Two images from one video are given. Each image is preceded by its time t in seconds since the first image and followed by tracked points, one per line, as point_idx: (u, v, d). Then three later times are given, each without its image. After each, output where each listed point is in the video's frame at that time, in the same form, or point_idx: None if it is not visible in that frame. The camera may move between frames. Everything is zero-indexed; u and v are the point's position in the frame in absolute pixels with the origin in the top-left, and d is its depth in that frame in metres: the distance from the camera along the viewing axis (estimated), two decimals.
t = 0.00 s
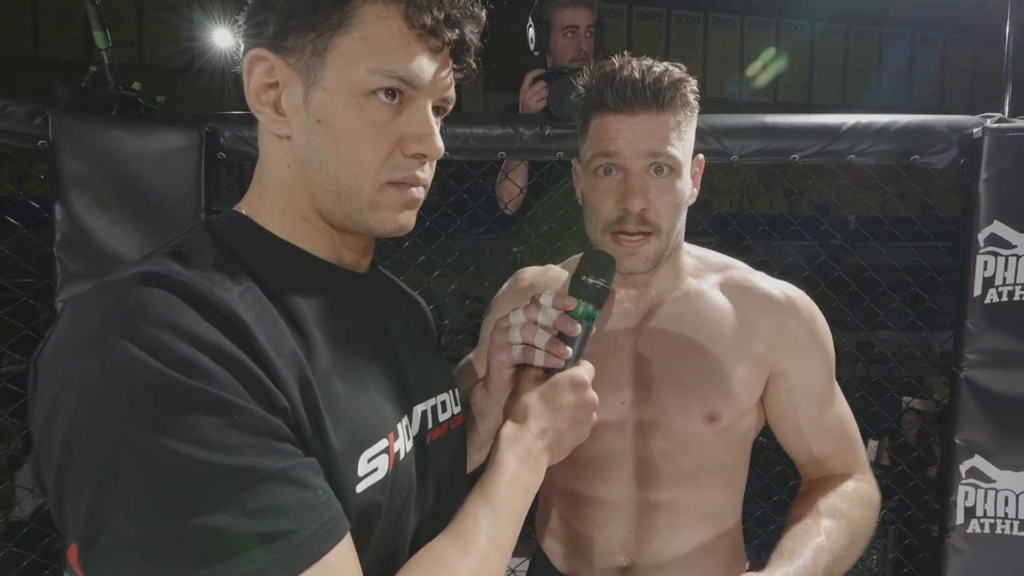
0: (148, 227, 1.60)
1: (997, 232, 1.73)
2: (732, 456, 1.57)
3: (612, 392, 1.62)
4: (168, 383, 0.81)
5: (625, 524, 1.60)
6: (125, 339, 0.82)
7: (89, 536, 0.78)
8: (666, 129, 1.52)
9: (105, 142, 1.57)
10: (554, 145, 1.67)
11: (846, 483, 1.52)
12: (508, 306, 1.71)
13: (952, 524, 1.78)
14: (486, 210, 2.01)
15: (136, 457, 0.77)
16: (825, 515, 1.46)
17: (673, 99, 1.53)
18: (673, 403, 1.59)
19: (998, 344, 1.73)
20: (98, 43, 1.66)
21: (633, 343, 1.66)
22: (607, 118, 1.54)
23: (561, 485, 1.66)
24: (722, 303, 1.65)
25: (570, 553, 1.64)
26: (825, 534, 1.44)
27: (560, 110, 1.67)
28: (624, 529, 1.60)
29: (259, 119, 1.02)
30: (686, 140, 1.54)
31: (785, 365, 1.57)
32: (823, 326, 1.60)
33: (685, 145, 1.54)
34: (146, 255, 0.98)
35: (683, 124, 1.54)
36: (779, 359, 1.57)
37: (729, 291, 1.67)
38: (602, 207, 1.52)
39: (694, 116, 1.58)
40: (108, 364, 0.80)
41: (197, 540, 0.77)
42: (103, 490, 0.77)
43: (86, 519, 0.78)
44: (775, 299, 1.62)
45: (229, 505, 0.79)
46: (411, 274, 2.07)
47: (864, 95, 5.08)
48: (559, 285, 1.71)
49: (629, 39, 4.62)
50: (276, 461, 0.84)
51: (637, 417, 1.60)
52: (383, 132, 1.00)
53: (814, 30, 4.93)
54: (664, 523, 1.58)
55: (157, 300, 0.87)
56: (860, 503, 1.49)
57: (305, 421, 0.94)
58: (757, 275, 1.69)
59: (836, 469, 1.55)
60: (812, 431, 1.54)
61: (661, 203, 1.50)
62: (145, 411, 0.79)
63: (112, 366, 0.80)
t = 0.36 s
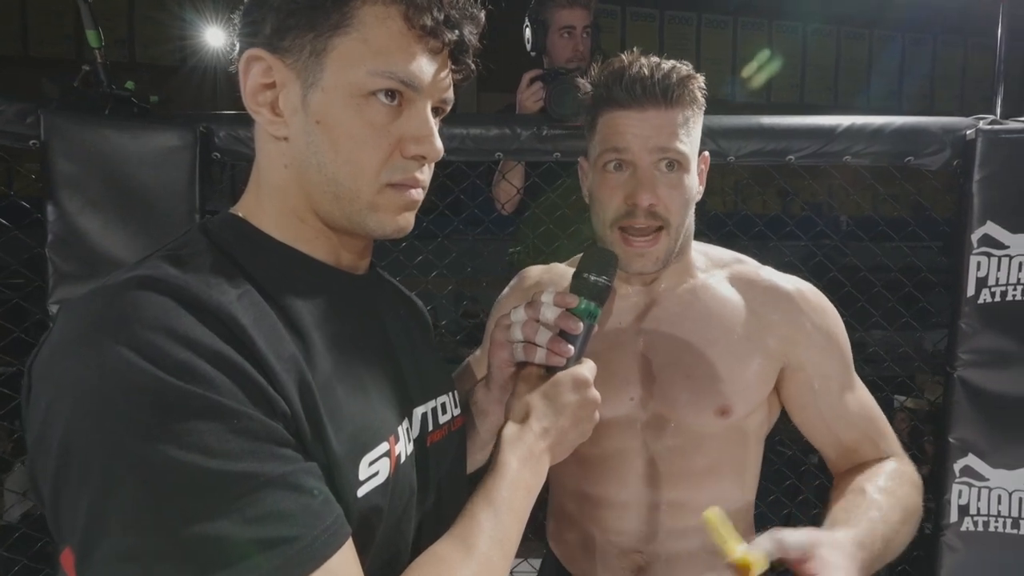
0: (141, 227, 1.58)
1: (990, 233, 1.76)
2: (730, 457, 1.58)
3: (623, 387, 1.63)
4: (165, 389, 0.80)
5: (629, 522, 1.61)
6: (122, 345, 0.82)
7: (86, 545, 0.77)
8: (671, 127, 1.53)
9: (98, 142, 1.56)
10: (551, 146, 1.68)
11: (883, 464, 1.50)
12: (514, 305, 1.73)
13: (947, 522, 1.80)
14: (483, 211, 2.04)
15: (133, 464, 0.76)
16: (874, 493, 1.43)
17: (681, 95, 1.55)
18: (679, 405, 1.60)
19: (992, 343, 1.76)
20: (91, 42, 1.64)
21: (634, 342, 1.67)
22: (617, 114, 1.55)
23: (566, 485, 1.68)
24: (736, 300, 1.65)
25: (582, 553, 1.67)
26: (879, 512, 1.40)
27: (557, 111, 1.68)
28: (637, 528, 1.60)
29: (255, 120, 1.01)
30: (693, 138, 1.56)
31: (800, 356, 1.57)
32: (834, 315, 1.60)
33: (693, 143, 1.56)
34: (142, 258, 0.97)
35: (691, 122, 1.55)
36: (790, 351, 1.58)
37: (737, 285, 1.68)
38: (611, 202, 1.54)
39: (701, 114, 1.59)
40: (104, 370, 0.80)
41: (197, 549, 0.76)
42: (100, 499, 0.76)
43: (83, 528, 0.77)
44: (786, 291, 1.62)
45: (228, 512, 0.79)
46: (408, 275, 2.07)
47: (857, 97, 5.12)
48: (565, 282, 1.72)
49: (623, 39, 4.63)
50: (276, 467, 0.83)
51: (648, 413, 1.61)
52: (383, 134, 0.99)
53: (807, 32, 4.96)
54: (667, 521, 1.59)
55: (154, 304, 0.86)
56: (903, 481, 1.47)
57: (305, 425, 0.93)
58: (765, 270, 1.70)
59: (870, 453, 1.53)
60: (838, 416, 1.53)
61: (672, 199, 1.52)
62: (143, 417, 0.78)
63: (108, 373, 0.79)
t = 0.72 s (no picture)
0: (137, 227, 1.57)
1: (985, 234, 1.77)
2: (726, 459, 1.59)
3: (627, 394, 1.65)
4: (162, 392, 0.79)
5: (628, 522, 1.62)
6: (119, 348, 0.81)
7: (84, 550, 0.76)
8: (670, 130, 1.53)
9: (93, 141, 1.54)
10: (549, 147, 1.68)
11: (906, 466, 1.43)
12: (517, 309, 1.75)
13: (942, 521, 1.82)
14: (482, 211, 2.03)
15: (132, 468, 0.76)
16: (902, 497, 1.33)
17: (674, 100, 1.55)
18: (681, 405, 1.61)
19: (987, 343, 1.77)
20: (85, 40, 1.63)
21: (633, 344, 1.68)
22: (612, 120, 1.55)
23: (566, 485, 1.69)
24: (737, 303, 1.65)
25: (585, 554, 1.68)
26: (909, 511, 1.30)
27: (555, 111, 1.68)
28: (641, 534, 1.62)
29: (254, 120, 1.01)
30: (690, 141, 1.56)
31: (808, 361, 1.57)
32: (837, 315, 1.61)
33: (689, 146, 1.56)
34: (139, 260, 0.96)
35: (688, 125, 1.56)
36: (797, 358, 1.58)
37: (741, 289, 1.68)
38: (606, 213, 1.54)
39: (698, 115, 1.60)
40: (102, 374, 0.79)
41: (195, 552, 0.76)
42: (97, 504, 0.76)
43: (81, 533, 0.76)
44: (791, 294, 1.63)
45: (227, 516, 0.78)
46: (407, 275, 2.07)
47: (852, 98, 5.14)
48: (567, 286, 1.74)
49: (618, 39, 4.65)
50: (274, 470, 0.83)
51: (651, 417, 1.63)
52: (381, 134, 0.99)
53: (801, 33, 5.00)
54: (664, 522, 1.60)
55: (152, 307, 0.86)
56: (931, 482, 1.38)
57: (303, 429, 0.93)
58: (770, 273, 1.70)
59: (889, 456, 1.46)
60: (846, 417, 1.50)
61: (666, 204, 1.52)
62: (141, 421, 0.77)
63: (107, 377, 0.79)
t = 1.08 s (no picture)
0: (133, 227, 1.56)
1: (978, 235, 1.79)
2: (722, 459, 1.59)
3: (625, 399, 1.65)
4: (160, 396, 0.79)
5: (625, 522, 1.63)
6: (116, 351, 0.81)
7: (82, 552, 0.76)
8: (667, 133, 1.54)
9: (89, 141, 1.54)
10: (546, 147, 1.69)
11: (851, 491, 1.57)
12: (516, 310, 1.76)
13: (935, 519, 1.85)
14: (478, 211, 2.04)
15: (129, 471, 0.76)
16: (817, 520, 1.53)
17: (667, 100, 1.55)
18: (679, 407, 1.62)
19: (981, 342, 1.79)
20: (81, 39, 1.62)
21: (630, 346, 1.69)
22: (606, 123, 1.56)
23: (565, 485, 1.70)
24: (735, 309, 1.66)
25: (580, 553, 1.69)
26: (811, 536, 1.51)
27: (552, 111, 1.69)
28: (637, 533, 1.63)
29: (251, 123, 1.01)
30: (688, 143, 1.57)
31: (797, 376, 1.59)
32: (835, 326, 1.63)
33: (686, 148, 1.57)
34: (137, 263, 0.96)
35: (686, 126, 1.57)
36: (791, 366, 1.60)
37: (742, 298, 1.68)
38: (602, 215, 1.55)
39: (695, 118, 1.60)
40: (98, 377, 0.79)
41: (194, 554, 0.76)
42: (96, 506, 0.76)
43: (79, 535, 0.76)
44: (787, 304, 1.64)
45: (224, 518, 0.78)
46: (405, 275, 2.07)
47: (847, 99, 5.17)
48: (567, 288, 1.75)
49: (614, 40, 4.66)
50: (271, 472, 0.82)
51: (648, 420, 1.63)
52: (376, 136, 0.99)
53: (796, 34, 5.03)
54: (661, 521, 1.61)
55: (149, 310, 0.85)
56: (857, 513, 1.55)
57: (300, 431, 0.93)
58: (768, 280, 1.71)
59: (843, 477, 1.59)
60: (823, 437, 1.57)
61: (658, 205, 1.53)
62: (138, 424, 0.77)
63: (104, 380, 0.78)
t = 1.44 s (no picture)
0: (127, 227, 1.56)
1: (970, 234, 1.81)
2: (716, 457, 1.60)
3: (618, 397, 1.66)
4: (155, 395, 0.79)
5: (620, 520, 1.63)
6: (112, 350, 0.80)
7: (77, 550, 0.76)
8: (656, 134, 1.55)
9: (83, 141, 1.53)
10: (542, 147, 1.69)
11: (844, 490, 1.57)
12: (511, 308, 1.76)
13: (928, 517, 1.86)
14: (475, 211, 2.08)
15: (125, 470, 0.75)
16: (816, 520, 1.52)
17: (654, 100, 1.56)
18: (673, 405, 1.62)
19: (973, 341, 1.80)
20: (75, 38, 1.61)
21: (625, 345, 1.70)
22: (595, 124, 1.57)
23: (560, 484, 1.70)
24: (726, 309, 1.67)
25: (572, 551, 1.69)
26: (811, 536, 1.49)
27: (547, 111, 1.69)
28: (626, 530, 1.63)
29: (261, 125, 0.99)
30: (677, 144, 1.58)
31: (786, 374, 1.60)
32: (825, 329, 1.63)
33: (675, 148, 1.58)
34: (131, 261, 0.95)
35: (675, 126, 1.57)
36: (781, 367, 1.61)
37: (732, 298, 1.68)
38: (592, 214, 1.57)
39: (684, 118, 1.61)
40: (94, 376, 0.78)
41: (190, 553, 0.76)
42: (91, 505, 0.75)
43: (74, 534, 0.76)
44: (777, 304, 1.64)
45: (219, 517, 0.78)
46: (401, 274, 2.07)
47: (843, 98, 5.19)
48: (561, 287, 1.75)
49: (610, 40, 4.67)
50: (267, 471, 0.82)
51: (641, 419, 1.64)
52: (394, 142, 1.00)
53: (792, 35, 5.05)
54: (654, 519, 1.61)
55: (145, 309, 0.85)
56: (854, 512, 1.54)
57: (296, 430, 0.93)
58: (758, 279, 1.72)
59: (835, 477, 1.59)
60: (812, 438, 1.59)
61: (649, 205, 1.54)
62: (134, 424, 0.77)
63: (100, 379, 0.78)
